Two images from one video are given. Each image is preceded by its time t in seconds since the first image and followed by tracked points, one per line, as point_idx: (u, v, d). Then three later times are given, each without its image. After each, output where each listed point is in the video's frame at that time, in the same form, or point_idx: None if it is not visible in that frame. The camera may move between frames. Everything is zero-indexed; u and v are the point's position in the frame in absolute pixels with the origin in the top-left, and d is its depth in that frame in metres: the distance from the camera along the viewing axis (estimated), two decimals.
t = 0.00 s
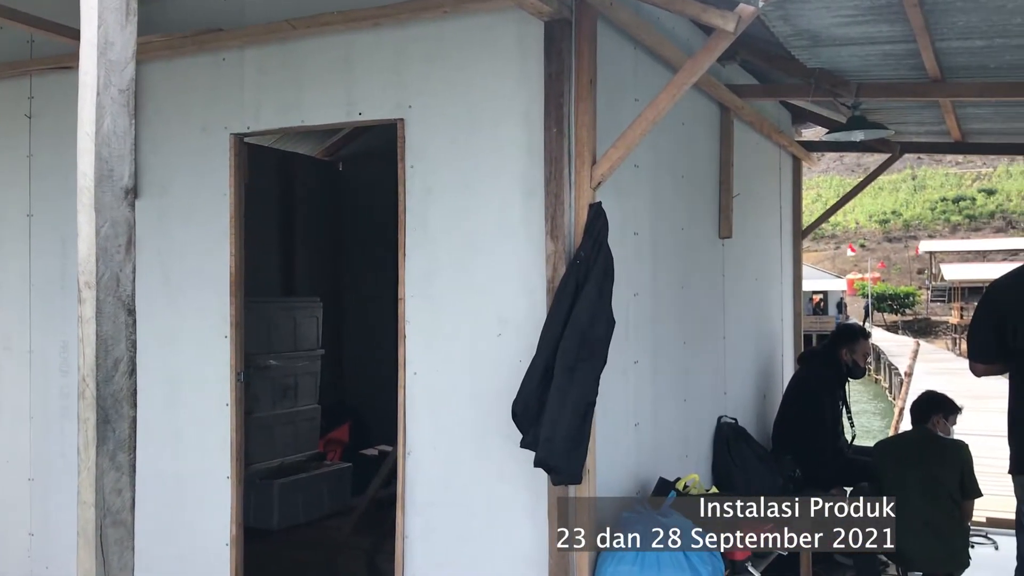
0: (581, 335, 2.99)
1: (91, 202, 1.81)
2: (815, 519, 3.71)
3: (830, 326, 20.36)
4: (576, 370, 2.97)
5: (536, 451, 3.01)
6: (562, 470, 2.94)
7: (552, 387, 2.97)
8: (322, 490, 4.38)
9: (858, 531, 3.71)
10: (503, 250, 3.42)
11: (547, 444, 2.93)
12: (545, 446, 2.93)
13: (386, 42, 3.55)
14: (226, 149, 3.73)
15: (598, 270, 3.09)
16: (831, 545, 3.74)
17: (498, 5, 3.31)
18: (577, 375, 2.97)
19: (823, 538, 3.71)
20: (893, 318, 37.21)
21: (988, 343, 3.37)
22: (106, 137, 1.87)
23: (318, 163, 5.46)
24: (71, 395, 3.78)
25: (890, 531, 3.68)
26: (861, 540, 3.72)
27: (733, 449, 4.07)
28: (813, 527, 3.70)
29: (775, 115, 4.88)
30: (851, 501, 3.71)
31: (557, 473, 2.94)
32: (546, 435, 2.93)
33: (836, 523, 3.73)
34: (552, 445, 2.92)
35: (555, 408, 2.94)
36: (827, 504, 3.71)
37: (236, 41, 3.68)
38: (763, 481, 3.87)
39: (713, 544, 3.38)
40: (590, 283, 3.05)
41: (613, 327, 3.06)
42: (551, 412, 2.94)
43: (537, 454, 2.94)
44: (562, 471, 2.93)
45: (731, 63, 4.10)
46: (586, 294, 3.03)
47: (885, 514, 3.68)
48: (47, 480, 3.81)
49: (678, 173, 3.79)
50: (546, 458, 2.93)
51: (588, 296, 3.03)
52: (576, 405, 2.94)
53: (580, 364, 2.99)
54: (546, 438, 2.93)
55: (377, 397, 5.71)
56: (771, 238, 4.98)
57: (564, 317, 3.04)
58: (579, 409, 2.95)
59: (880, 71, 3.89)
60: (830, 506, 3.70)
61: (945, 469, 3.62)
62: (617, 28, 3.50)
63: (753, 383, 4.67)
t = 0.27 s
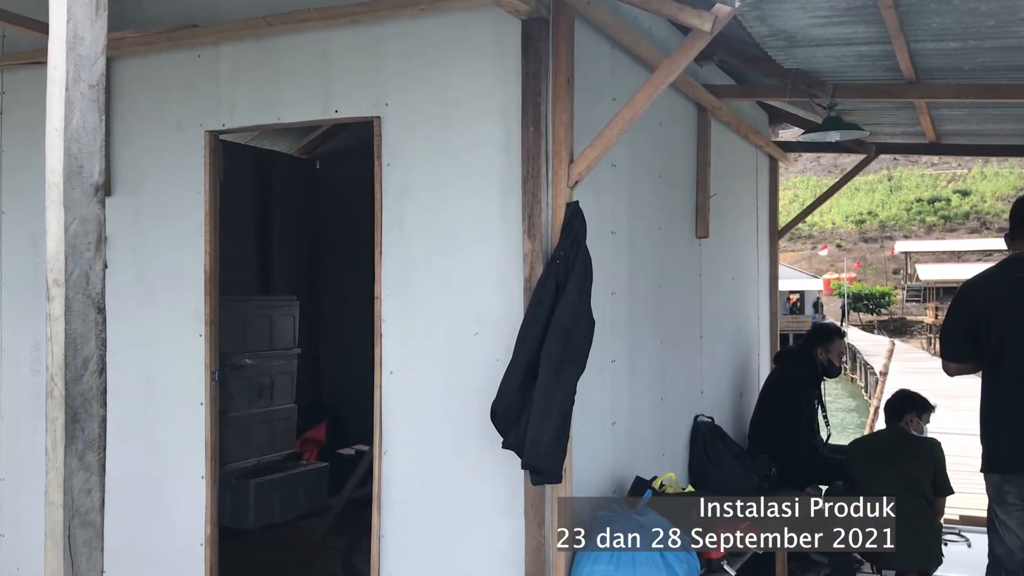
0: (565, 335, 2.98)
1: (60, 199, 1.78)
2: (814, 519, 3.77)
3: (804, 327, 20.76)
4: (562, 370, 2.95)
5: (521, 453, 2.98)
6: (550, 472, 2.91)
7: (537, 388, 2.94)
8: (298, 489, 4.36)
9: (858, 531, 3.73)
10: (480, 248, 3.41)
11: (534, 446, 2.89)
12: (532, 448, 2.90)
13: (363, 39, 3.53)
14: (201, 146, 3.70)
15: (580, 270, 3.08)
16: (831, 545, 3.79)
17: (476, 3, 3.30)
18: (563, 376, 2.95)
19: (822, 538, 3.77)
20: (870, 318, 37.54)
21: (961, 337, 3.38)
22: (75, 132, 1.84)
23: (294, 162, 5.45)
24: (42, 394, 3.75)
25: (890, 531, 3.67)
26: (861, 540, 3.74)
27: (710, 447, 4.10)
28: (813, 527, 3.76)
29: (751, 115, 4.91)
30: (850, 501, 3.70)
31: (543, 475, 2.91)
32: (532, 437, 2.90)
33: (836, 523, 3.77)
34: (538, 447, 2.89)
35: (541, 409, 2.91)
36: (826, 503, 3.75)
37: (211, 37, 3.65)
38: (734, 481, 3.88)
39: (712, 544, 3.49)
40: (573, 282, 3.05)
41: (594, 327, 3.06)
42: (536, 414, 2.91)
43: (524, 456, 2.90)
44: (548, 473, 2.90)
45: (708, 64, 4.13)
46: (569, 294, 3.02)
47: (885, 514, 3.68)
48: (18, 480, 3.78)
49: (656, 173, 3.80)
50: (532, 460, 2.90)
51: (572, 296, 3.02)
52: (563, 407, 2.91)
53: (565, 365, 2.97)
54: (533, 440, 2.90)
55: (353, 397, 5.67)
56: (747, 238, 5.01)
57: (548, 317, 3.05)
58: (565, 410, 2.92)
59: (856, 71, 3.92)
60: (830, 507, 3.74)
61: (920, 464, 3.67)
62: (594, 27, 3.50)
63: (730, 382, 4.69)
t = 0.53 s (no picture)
0: (546, 333, 2.99)
1: (25, 195, 1.75)
2: (814, 519, 3.74)
3: (779, 326, 20.94)
4: (543, 368, 2.97)
5: (503, 453, 2.99)
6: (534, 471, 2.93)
7: (519, 387, 2.95)
8: (273, 489, 4.34)
9: (858, 531, 3.71)
10: (455, 247, 3.40)
11: (518, 446, 2.91)
12: (515, 448, 2.91)
13: (338, 37, 3.52)
14: (173, 143, 3.68)
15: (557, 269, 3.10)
16: (831, 545, 3.74)
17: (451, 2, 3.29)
18: (544, 374, 2.97)
19: (822, 538, 3.73)
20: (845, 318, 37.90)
21: (930, 335, 3.42)
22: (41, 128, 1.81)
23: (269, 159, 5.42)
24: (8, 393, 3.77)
25: (890, 531, 3.65)
26: (861, 540, 3.71)
27: (684, 446, 4.11)
28: (813, 527, 3.74)
29: (727, 116, 4.94)
30: (850, 501, 3.68)
31: (527, 475, 2.92)
32: (516, 437, 2.91)
33: (836, 523, 3.73)
34: (523, 446, 2.90)
35: (524, 408, 2.92)
36: (827, 504, 3.68)
37: (184, 34, 3.62)
38: (711, 481, 3.86)
39: (712, 544, 3.61)
40: (551, 282, 3.05)
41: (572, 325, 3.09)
42: (519, 413, 2.92)
43: (509, 456, 2.91)
44: (532, 472, 2.92)
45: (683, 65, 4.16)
46: (548, 293, 3.02)
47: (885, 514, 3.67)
48: None
49: (631, 173, 3.81)
50: (516, 459, 2.91)
51: (551, 295, 3.03)
52: (545, 405, 2.93)
53: (547, 363, 2.99)
54: (517, 440, 2.91)
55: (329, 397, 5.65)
56: (722, 238, 5.03)
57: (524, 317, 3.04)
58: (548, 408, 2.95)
59: (829, 73, 3.94)
60: (830, 507, 3.68)
61: (890, 463, 3.71)
62: (570, 27, 3.50)
63: (705, 381, 4.72)
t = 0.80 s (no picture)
0: (519, 330, 2.98)
1: None
2: (814, 519, 3.72)
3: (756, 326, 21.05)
4: (516, 364, 2.95)
5: (478, 453, 2.96)
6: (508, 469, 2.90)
7: (493, 385, 2.94)
8: (246, 490, 4.32)
9: (858, 531, 3.68)
10: (430, 246, 3.39)
11: (491, 443, 2.88)
12: (488, 445, 2.89)
13: (312, 35, 3.51)
14: (145, 141, 3.65)
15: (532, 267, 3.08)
16: (831, 545, 3.74)
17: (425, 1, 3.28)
18: (517, 370, 2.95)
19: (822, 538, 3.74)
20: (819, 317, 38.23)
21: (901, 335, 3.47)
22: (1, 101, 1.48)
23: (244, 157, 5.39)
24: None
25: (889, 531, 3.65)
26: (861, 540, 3.69)
27: (659, 445, 4.13)
28: (812, 527, 3.73)
29: (702, 117, 4.96)
30: (850, 501, 3.67)
31: (502, 473, 2.89)
32: (489, 434, 2.89)
33: (836, 523, 3.71)
34: (496, 443, 2.88)
35: (497, 405, 2.91)
36: (827, 503, 3.69)
37: (156, 31, 3.59)
38: (684, 481, 3.89)
39: (713, 544, 3.75)
40: (525, 280, 3.04)
41: (546, 322, 3.06)
42: (493, 410, 2.90)
43: (482, 454, 2.88)
44: (505, 469, 2.88)
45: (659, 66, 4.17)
46: (521, 291, 3.01)
47: (883, 515, 3.67)
48: None
49: (606, 172, 3.82)
50: (489, 457, 2.88)
51: (523, 292, 3.02)
52: (519, 401, 2.91)
53: (520, 359, 2.98)
54: (490, 437, 2.89)
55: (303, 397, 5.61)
56: (697, 238, 5.06)
57: (496, 316, 3.03)
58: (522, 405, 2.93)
59: (802, 74, 3.97)
60: (830, 507, 3.68)
61: (861, 462, 3.72)
62: (545, 27, 3.50)
63: (679, 381, 4.74)
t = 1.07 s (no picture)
0: (480, 324, 2.96)
1: None
2: (814, 519, 3.71)
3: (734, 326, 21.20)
4: (477, 358, 2.94)
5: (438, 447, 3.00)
6: (465, 462, 2.93)
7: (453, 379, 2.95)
8: (221, 490, 4.30)
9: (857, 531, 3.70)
10: (404, 246, 3.38)
11: (448, 437, 2.91)
12: (446, 439, 2.91)
13: (285, 34, 3.49)
14: (116, 138, 3.62)
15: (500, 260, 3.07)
16: (831, 545, 3.72)
17: None
18: (477, 364, 2.94)
19: (823, 538, 3.72)
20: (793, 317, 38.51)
21: (875, 329, 3.49)
22: None
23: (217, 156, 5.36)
24: None
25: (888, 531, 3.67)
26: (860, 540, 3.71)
27: (632, 443, 4.15)
28: (813, 527, 3.72)
29: (677, 118, 4.99)
30: (849, 501, 3.67)
31: (459, 466, 2.93)
32: (444, 427, 2.92)
33: (835, 523, 3.69)
34: (452, 436, 2.90)
35: (456, 400, 2.92)
36: (827, 503, 3.68)
37: (127, 28, 3.56)
38: (656, 479, 3.89)
39: (712, 544, 3.92)
40: (491, 275, 3.03)
41: (514, 318, 3.05)
42: (451, 404, 2.92)
43: (439, 447, 2.92)
44: (463, 462, 2.92)
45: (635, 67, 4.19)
46: (487, 285, 3.00)
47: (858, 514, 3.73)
48: None
49: (582, 173, 3.82)
50: (447, 450, 2.92)
51: (490, 287, 3.00)
52: (477, 396, 2.91)
53: (481, 353, 2.96)
54: (447, 430, 2.91)
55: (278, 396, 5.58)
56: (671, 238, 5.09)
57: (466, 310, 3.03)
58: (481, 399, 2.92)
59: (775, 76, 4.00)
60: (830, 507, 3.68)
61: (838, 459, 3.76)
62: (520, 27, 3.50)
63: (654, 380, 4.76)
